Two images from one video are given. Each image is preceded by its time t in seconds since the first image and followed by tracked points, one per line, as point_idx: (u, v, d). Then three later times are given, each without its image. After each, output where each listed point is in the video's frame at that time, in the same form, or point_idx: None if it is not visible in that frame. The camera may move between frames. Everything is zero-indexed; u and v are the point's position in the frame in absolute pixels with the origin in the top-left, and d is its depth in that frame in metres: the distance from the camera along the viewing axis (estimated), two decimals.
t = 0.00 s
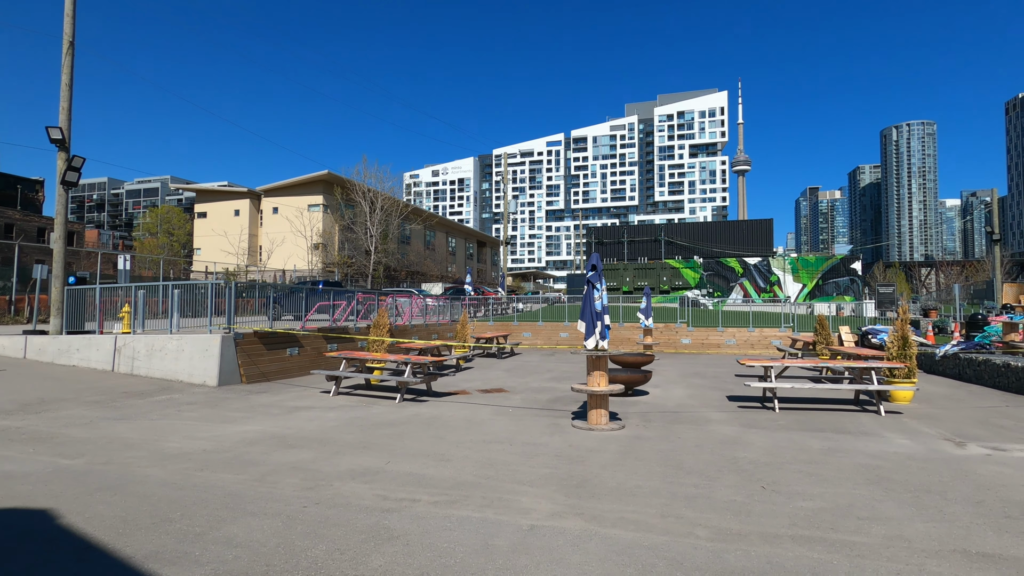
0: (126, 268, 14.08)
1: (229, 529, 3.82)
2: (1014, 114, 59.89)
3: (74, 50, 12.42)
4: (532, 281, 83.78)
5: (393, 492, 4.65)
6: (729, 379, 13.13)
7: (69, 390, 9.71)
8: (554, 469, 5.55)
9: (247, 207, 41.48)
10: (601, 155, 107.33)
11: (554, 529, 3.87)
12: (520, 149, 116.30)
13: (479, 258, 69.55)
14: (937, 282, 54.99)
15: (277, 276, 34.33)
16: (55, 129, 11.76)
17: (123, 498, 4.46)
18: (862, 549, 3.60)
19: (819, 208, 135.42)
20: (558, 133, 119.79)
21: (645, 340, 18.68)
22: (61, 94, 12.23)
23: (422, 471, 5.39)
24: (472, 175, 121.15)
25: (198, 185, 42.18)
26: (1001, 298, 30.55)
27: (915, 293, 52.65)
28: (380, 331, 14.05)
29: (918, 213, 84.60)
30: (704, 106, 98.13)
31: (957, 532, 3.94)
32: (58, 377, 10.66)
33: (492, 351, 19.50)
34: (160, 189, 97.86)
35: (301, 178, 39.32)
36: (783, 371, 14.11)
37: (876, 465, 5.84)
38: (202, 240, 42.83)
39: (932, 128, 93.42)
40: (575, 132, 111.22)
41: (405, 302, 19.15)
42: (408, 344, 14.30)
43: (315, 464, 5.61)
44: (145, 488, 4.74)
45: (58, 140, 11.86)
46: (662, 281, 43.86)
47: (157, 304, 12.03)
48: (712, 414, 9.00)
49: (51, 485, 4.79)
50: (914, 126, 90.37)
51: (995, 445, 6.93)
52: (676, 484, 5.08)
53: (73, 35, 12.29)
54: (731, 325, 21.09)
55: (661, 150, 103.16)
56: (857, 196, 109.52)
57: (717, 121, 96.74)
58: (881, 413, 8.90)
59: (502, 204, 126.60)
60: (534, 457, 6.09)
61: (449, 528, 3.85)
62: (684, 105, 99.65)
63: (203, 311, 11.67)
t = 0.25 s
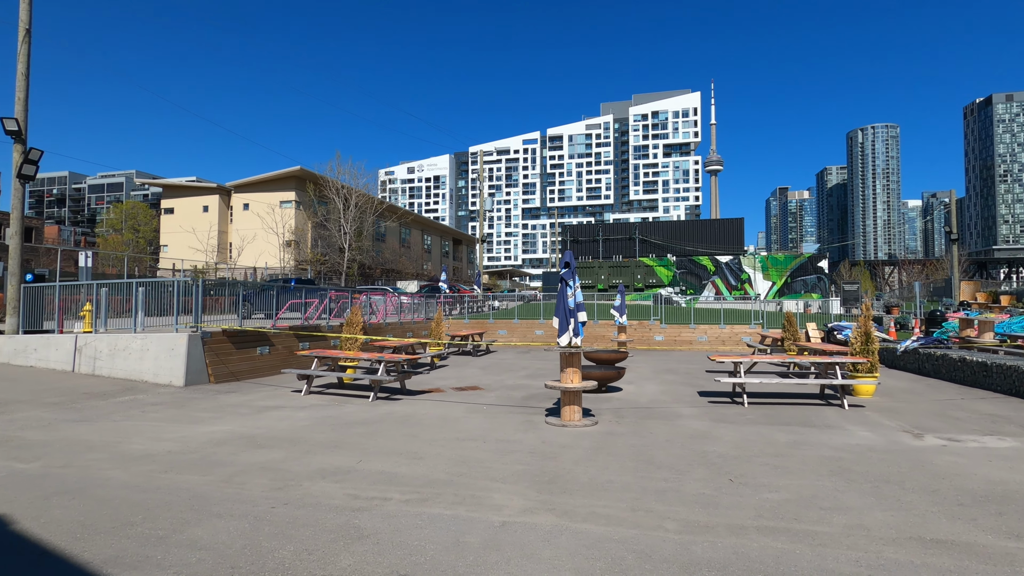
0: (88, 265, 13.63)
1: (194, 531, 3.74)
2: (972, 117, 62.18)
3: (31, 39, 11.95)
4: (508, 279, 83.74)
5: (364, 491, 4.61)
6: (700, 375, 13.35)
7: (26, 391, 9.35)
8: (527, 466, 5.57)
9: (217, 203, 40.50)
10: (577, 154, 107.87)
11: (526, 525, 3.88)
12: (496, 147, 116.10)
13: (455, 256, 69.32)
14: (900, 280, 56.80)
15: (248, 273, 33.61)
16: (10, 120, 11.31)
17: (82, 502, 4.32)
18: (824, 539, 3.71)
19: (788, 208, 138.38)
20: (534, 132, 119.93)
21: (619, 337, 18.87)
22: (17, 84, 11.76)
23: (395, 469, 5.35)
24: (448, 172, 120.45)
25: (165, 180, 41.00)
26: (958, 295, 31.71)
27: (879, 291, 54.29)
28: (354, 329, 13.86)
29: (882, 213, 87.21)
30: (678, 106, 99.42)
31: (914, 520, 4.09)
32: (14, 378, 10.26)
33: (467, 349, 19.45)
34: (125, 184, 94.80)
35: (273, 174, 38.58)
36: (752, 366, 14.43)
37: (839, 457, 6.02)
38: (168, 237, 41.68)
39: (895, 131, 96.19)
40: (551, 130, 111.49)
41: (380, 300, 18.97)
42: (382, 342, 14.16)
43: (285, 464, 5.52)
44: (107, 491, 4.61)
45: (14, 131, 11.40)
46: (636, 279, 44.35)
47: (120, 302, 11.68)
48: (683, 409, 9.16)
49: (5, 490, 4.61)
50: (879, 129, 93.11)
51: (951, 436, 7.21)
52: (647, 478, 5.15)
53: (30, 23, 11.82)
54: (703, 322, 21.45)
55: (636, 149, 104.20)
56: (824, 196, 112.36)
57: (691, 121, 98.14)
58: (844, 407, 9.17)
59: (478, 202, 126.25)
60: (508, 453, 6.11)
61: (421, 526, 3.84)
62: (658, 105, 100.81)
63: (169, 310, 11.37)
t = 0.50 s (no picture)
0: (36, 261, 13.03)
1: (142, 535, 3.63)
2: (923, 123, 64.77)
3: None
4: (479, 277, 83.43)
5: (322, 491, 4.54)
6: (665, 371, 13.59)
7: None
8: (489, 462, 5.58)
9: (177, 197, 39.18)
10: (548, 152, 108.21)
11: (485, 522, 3.88)
12: (467, 144, 115.52)
13: (425, 253, 68.81)
14: (857, 279, 58.84)
15: (210, 270, 32.62)
16: None
17: (22, 507, 4.14)
18: (774, 528, 3.82)
19: (753, 208, 141.65)
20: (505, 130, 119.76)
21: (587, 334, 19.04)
22: None
23: (356, 468, 5.29)
24: (419, 169, 119.28)
25: (122, 172, 39.46)
26: (910, 293, 33.00)
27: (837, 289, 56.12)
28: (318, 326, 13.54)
29: (841, 214, 90.17)
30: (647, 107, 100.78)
31: (860, 509, 4.26)
32: None
33: (436, 347, 19.31)
34: (80, 177, 90.82)
35: (236, 168, 37.54)
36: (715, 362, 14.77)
37: (793, 450, 6.21)
38: (125, 232, 40.15)
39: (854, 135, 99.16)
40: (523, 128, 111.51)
41: (347, 297, 18.65)
42: (347, 340, 13.94)
43: (243, 464, 5.40)
44: (48, 496, 4.41)
45: None
46: (605, 276, 44.83)
47: (71, 300, 11.22)
48: (647, 405, 9.31)
49: None
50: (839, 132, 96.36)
51: (898, 427, 7.52)
52: (608, 473, 5.22)
53: None
54: (669, 320, 21.83)
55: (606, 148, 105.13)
56: (787, 197, 115.55)
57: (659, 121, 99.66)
58: (800, 400, 9.48)
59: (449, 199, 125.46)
60: (471, 451, 6.10)
61: (378, 525, 3.80)
62: (628, 106, 102.00)
63: (123, 308, 10.97)
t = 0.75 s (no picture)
0: None
1: (69, 543, 3.45)
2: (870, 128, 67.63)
3: None
4: (443, 274, 82.78)
5: (268, 492, 4.42)
6: (622, 367, 13.81)
7: None
8: (443, 459, 5.54)
9: (124, 189, 37.45)
10: (512, 150, 108.25)
11: (434, 519, 3.86)
12: (431, 140, 114.41)
13: (388, 250, 67.90)
14: (808, 278, 61.10)
15: (160, 266, 31.29)
16: None
17: None
18: (718, 519, 3.94)
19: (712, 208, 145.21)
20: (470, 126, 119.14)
21: (549, 331, 19.16)
22: None
23: (305, 468, 5.17)
24: (381, 164, 117.43)
25: (64, 162, 37.45)
26: (856, 292, 34.43)
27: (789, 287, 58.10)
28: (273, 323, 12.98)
29: (794, 215, 93.43)
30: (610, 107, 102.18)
31: (798, 498, 4.43)
32: None
33: (396, 344, 19.05)
34: (18, 167, 85.62)
35: (189, 160, 36.13)
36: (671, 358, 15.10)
37: (740, 442, 6.41)
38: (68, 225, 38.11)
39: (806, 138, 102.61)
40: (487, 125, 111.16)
41: (304, 294, 18.19)
42: (303, 338, 13.61)
43: (185, 467, 5.20)
44: None
45: None
46: (567, 274, 45.11)
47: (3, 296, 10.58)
48: (603, 400, 9.43)
49: None
50: (792, 136, 99.76)
51: (838, 419, 7.86)
52: (561, 468, 5.26)
53: None
54: (628, 317, 22.21)
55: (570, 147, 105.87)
56: (743, 197, 118.97)
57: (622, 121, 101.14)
58: (750, 394, 9.79)
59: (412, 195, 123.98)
60: (425, 448, 6.05)
61: (324, 525, 3.73)
62: (591, 105, 103.09)
63: (61, 304, 10.43)
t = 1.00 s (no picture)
0: None
1: None
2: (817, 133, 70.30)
3: None
4: (402, 270, 81.64)
5: (206, 496, 4.23)
6: (579, 362, 13.94)
7: None
8: (394, 458, 5.44)
9: (61, 179, 35.35)
10: (473, 146, 107.71)
11: (380, 518, 3.78)
12: (391, 134, 112.63)
13: (345, 245, 66.51)
14: (759, 275, 63.16)
15: (100, 261, 29.64)
16: None
17: None
18: (663, 509, 4.00)
19: (669, 207, 148.26)
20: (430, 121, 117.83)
21: (507, 327, 19.17)
22: None
23: (248, 469, 4.99)
24: (339, 158, 114.79)
25: None
26: (802, 288, 35.76)
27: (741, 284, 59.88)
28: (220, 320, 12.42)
29: (746, 214, 96.43)
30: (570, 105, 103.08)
31: (739, 487, 4.56)
32: None
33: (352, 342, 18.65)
34: None
35: (132, 149, 34.38)
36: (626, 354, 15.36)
37: (689, 434, 6.56)
38: None
39: (758, 140, 105.74)
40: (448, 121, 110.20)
41: (255, 291, 17.58)
42: (253, 336, 13.15)
43: (117, 472, 4.93)
44: None
45: None
46: (527, 270, 45.27)
47: None
48: (558, 395, 9.49)
49: None
50: (745, 138, 102.90)
51: (782, 410, 8.16)
52: (513, 463, 5.25)
53: None
54: (586, 313, 22.46)
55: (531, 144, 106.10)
56: (698, 197, 122.01)
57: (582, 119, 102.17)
58: (701, 387, 10.05)
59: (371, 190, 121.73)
60: (376, 447, 5.93)
61: (263, 528, 3.59)
62: (552, 103, 103.69)
63: None
